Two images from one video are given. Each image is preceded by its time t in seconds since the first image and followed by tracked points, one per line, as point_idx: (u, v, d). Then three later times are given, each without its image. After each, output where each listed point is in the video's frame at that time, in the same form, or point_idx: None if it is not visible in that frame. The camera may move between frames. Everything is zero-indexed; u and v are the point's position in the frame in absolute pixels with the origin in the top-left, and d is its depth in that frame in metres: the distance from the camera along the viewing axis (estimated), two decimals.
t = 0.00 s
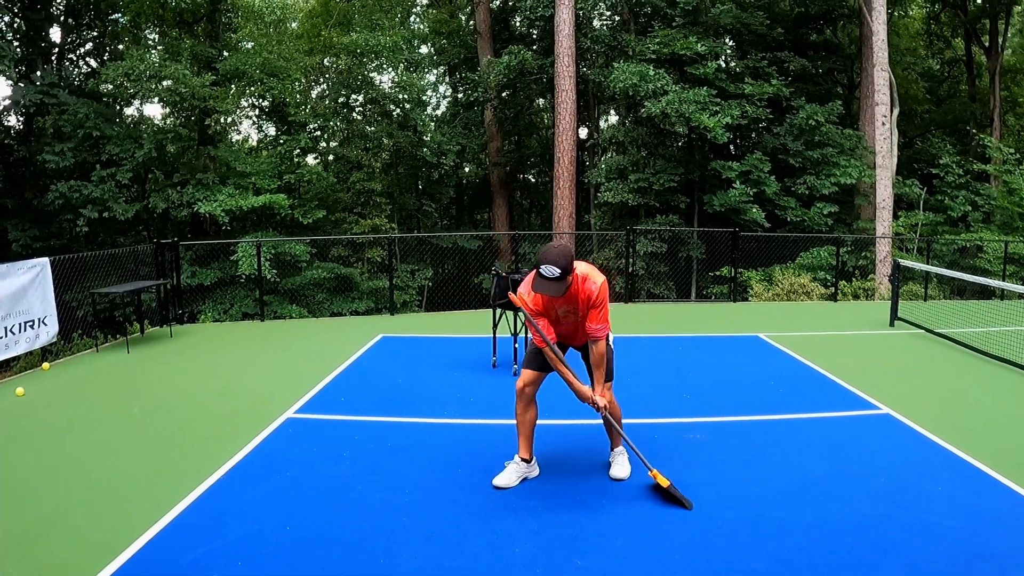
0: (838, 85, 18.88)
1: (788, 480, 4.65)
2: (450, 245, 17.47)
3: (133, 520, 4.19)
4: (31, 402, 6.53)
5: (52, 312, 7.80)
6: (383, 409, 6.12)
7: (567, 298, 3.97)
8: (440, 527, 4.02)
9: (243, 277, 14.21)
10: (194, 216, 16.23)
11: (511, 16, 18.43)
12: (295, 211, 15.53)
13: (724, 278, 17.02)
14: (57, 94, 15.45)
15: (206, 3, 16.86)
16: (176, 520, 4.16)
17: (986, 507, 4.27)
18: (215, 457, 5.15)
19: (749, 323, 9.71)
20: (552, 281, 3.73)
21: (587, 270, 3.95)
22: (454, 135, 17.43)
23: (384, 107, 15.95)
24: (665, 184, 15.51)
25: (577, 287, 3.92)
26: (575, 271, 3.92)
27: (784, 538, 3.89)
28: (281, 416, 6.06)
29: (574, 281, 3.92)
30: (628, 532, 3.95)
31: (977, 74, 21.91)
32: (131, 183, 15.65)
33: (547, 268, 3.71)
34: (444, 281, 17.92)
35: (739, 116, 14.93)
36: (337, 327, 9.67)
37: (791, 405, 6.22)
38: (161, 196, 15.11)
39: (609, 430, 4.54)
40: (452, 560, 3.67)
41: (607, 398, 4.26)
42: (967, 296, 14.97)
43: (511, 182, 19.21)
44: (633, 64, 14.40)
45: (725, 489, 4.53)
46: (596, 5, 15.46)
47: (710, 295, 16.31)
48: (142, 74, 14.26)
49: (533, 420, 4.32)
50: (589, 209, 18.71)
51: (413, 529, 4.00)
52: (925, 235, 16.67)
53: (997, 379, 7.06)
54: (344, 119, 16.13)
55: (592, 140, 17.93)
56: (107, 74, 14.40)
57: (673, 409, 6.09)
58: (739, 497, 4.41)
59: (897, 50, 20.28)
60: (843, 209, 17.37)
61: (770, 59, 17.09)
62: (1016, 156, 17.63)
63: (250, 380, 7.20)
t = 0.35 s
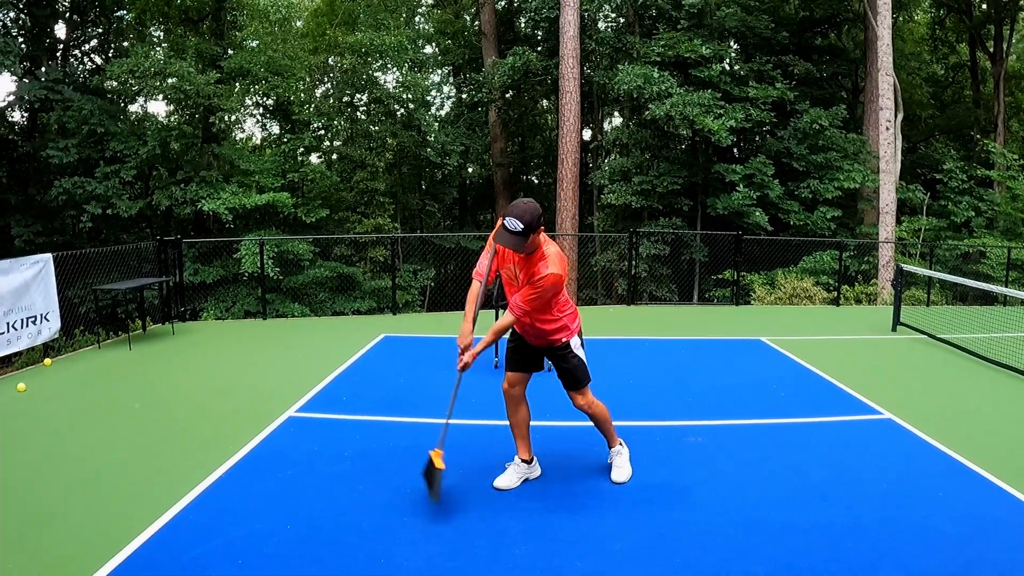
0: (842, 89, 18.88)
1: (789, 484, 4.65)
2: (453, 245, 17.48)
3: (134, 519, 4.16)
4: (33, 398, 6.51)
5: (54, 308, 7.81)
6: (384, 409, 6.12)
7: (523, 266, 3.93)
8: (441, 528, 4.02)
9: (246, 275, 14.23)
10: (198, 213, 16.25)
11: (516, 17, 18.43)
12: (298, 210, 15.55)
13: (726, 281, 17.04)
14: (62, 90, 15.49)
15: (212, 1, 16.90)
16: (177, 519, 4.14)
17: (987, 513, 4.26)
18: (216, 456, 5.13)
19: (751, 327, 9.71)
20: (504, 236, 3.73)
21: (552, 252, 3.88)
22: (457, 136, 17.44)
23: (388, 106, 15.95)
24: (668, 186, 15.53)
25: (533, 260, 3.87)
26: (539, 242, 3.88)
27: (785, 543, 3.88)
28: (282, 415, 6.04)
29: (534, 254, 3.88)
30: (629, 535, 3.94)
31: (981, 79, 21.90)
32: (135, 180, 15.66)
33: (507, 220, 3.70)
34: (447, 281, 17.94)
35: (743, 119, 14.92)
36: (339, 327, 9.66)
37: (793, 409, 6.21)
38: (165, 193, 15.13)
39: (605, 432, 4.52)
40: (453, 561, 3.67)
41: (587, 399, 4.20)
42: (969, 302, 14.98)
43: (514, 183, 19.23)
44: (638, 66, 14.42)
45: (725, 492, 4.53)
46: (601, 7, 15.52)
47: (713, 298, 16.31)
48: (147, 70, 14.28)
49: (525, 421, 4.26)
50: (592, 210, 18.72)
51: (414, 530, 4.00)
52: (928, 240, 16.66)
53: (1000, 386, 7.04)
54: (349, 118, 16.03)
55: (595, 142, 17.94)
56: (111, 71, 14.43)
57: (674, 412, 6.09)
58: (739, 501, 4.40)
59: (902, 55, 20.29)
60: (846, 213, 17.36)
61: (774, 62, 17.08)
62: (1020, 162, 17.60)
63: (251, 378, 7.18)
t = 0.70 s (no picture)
0: (848, 93, 18.86)
1: (797, 490, 4.64)
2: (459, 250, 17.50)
3: (137, 522, 4.19)
4: (40, 401, 6.58)
5: (62, 313, 7.84)
6: (390, 414, 6.12)
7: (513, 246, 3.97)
8: (448, 533, 4.02)
9: (253, 280, 14.27)
10: (205, 218, 16.30)
11: (522, 22, 18.46)
12: (305, 215, 15.60)
13: (733, 287, 17.01)
14: (69, 96, 15.55)
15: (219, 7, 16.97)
16: (179, 522, 4.17)
17: (995, 518, 4.24)
18: (221, 461, 5.15)
19: (758, 332, 9.71)
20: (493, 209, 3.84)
21: (541, 244, 3.88)
22: (464, 141, 17.46)
23: (395, 112, 15.99)
24: (675, 192, 15.55)
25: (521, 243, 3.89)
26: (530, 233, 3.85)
27: (792, 549, 3.87)
28: (289, 420, 6.05)
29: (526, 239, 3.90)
30: (635, 540, 3.94)
31: (988, 83, 21.86)
32: (142, 186, 15.71)
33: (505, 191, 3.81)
34: (453, 286, 17.95)
35: (749, 124, 14.90)
36: (346, 332, 9.67)
37: (800, 415, 6.20)
38: (172, 198, 15.18)
39: (605, 435, 4.44)
40: (458, 565, 3.68)
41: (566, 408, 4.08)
42: (977, 307, 14.94)
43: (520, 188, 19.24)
44: (644, 71, 14.44)
45: (733, 497, 4.52)
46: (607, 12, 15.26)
47: (720, 304, 16.29)
48: (155, 76, 14.34)
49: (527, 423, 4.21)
50: (598, 215, 18.71)
51: (421, 534, 4.01)
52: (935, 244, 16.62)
53: (1008, 391, 7.01)
54: (355, 124, 16.21)
55: (601, 146, 17.94)
56: (119, 77, 14.50)
57: (681, 418, 6.08)
58: (746, 507, 4.39)
59: (908, 59, 20.27)
60: (852, 218, 17.32)
61: (781, 67, 17.07)
62: None
63: (257, 383, 7.20)
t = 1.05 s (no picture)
0: (853, 92, 18.81)
1: (801, 490, 4.63)
2: (463, 248, 17.51)
3: (139, 521, 4.18)
4: (44, 398, 6.57)
5: (65, 310, 7.84)
6: (394, 412, 6.11)
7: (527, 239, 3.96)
8: (452, 532, 4.01)
9: (257, 277, 14.29)
10: (209, 215, 16.33)
11: (526, 20, 18.45)
12: (309, 213, 15.59)
13: (737, 285, 17.02)
14: (74, 92, 15.58)
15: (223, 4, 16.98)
16: (181, 521, 4.16)
17: (999, 518, 4.23)
18: (224, 459, 5.14)
19: (762, 331, 9.68)
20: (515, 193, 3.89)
21: (556, 233, 3.86)
22: (467, 138, 17.44)
23: (399, 109, 16.08)
24: (679, 190, 15.56)
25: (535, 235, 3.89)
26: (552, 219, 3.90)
27: (797, 548, 3.86)
28: (291, 418, 6.04)
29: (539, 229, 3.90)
30: (638, 538, 3.94)
31: (992, 82, 21.82)
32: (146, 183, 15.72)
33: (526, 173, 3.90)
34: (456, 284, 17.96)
35: (753, 122, 14.87)
36: (349, 330, 9.66)
37: (805, 414, 6.18)
38: (176, 195, 15.19)
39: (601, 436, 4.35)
40: (463, 564, 3.68)
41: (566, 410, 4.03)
42: (980, 306, 14.93)
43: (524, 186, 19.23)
44: (648, 69, 14.44)
45: (737, 497, 4.51)
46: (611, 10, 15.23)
47: (723, 302, 16.29)
48: (159, 73, 14.36)
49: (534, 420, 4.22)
50: (601, 212, 18.71)
51: (425, 533, 4.00)
52: (939, 243, 16.60)
53: (1012, 390, 6.99)
54: (359, 121, 16.22)
55: (605, 144, 17.92)
56: (124, 74, 14.52)
57: (684, 416, 6.07)
58: (750, 506, 4.38)
59: (912, 58, 20.22)
60: (856, 217, 17.29)
61: (785, 65, 17.05)
62: None
63: (260, 381, 7.19)
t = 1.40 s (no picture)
0: (849, 93, 18.86)
1: (798, 490, 4.63)
2: (460, 249, 17.51)
3: (138, 521, 4.19)
4: (42, 399, 6.58)
5: (63, 312, 7.83)
6: (391, 414, 6.12)
7: (559, 237, 3.94)
8: (450, 533, 4.01)
9: (254, 279, 14.27)
10: (205, 217, 16.31)
11: (522, 22, 18.48)
12: (305, 214, 15.59)
13: (733, 286, 17.03)
14: (70, 94, 15.58)
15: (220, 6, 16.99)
16: (180, 521, 4.17)
17: (996, 518, 4.24)
18: (222, 459, 5.16)
19: (759, 332, 9.69)
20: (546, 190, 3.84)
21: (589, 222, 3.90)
22: (464, 140, 17.45)
23: (396, 111, 15.98)
24: (675, 191, 15.56)
25: (569, 229, 3.89)
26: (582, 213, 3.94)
27: (794, 548, 3.87)
28: (290, 419, 6.05)
29: (569, 223, 3.92)
30: (636, 539, 3.95)
31: (987, 83, 21.89)
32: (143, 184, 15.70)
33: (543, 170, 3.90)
34: (453, 286, 17.98)
35: (750, 124, 14.90)
36: (347, 331, 9.66)
37: (801, 414, 6.19)
38: (173, 197, 15.17)
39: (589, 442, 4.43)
40: (463, 565, 3.68)
41: (587, 406, 4.13)
42: (977, 306, 14.96)
43: (521, 188, 19.23)
44: (645, 71, 14.47)
45: (734, 497, 4.52)
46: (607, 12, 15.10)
47: (720, 304, 16.30)
48: (156, 75, 14.34)
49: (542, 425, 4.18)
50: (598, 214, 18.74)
51: (424, 534, 3.99)
52: (935, 244, 16.64)
53: (1008, 391, 7.01)
54: (355, 123, 16.26)
55: (602, 146, 17.93)
56: (120, 76, 14.50)
57: (681, 418, 6.07)
58: (748, 506, 4.38)
59: (908, 59, 20.28)
60: (852, 218, 17.32)
61: (781, 67, 17.08)
62: None
63: (259, 382, 7.20)
